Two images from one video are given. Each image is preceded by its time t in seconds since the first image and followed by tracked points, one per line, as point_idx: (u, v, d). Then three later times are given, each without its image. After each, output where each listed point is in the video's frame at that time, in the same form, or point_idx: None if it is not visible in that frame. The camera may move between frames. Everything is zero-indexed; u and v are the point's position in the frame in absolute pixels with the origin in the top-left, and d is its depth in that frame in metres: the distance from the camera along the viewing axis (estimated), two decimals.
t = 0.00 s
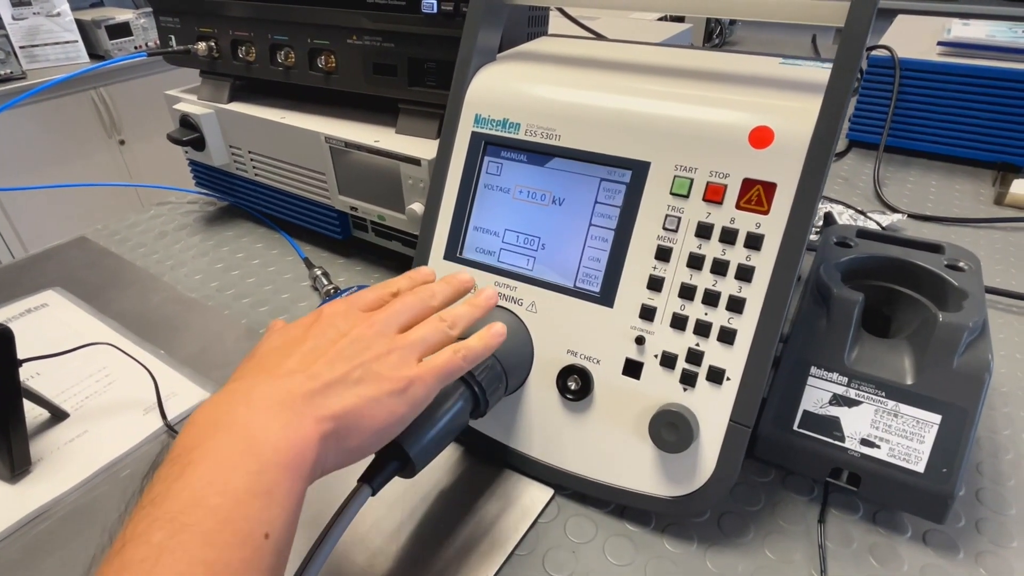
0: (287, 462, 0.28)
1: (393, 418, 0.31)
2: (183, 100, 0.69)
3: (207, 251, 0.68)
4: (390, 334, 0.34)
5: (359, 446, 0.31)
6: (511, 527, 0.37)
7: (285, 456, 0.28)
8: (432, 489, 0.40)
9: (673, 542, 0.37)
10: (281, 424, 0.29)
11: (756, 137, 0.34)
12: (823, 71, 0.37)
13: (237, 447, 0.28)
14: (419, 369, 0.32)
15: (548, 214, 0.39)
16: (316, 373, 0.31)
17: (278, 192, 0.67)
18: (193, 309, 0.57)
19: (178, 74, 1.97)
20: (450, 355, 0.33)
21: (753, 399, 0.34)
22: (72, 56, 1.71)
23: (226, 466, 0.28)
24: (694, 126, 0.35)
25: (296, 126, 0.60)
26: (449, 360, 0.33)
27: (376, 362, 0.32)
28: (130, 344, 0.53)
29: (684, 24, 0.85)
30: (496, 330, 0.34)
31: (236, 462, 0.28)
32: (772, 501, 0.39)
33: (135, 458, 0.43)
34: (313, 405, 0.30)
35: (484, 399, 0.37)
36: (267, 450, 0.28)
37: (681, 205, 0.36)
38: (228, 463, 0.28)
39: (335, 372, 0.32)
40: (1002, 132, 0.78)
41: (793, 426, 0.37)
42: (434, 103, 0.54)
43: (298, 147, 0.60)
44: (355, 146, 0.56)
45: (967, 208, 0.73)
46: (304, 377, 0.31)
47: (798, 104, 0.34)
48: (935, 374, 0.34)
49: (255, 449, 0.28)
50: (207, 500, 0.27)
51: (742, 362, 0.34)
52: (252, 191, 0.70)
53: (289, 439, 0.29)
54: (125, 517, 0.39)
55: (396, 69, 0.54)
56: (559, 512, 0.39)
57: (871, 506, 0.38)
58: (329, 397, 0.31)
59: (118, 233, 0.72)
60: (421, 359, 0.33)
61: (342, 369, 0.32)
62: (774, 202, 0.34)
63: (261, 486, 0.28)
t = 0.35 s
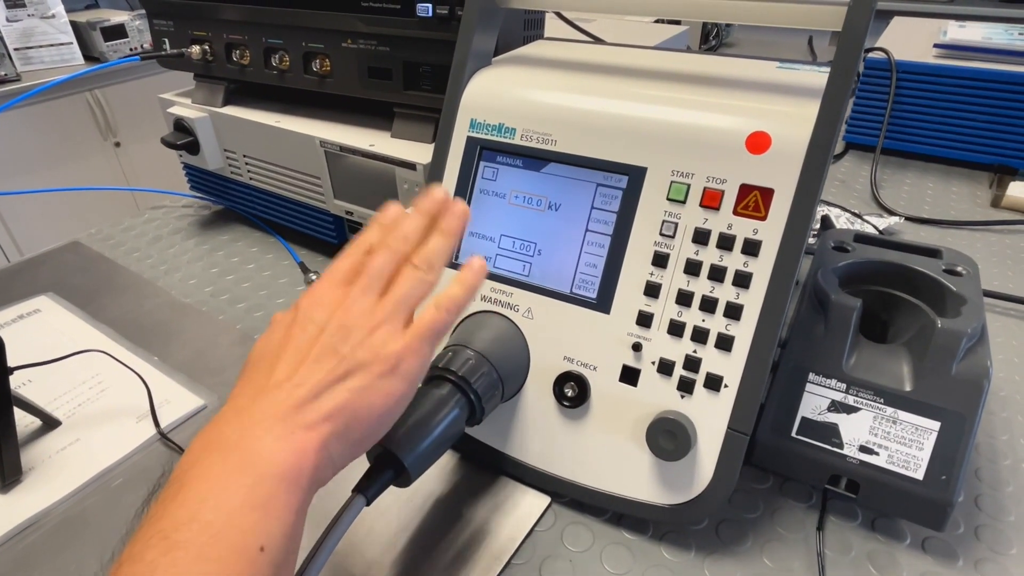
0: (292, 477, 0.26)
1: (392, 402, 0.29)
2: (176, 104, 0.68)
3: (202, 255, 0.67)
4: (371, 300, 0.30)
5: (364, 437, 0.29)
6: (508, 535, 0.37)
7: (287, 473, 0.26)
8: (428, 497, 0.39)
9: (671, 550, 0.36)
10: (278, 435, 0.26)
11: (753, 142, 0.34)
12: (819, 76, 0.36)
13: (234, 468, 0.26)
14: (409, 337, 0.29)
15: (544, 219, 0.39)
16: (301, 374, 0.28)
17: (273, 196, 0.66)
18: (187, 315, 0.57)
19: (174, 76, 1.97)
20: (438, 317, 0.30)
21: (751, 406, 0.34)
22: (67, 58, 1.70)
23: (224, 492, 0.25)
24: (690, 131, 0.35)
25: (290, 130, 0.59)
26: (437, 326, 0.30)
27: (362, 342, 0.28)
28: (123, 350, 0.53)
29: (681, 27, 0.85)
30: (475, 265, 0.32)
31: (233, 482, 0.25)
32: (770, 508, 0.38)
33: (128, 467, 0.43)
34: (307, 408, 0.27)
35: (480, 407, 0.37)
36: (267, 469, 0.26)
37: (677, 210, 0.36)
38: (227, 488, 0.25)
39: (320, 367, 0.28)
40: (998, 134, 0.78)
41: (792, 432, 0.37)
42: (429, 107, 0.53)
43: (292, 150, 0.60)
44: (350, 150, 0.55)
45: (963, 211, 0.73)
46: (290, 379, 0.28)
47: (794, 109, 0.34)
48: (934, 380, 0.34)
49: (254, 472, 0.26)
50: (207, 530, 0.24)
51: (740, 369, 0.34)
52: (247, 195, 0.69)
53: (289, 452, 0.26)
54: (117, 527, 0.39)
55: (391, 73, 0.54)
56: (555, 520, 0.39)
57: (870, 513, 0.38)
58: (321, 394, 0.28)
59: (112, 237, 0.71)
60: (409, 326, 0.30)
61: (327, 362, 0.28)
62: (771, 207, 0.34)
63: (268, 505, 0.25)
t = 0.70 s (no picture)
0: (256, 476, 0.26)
1: (354, 375, 0.28)
2: (173, 104, 0.68)
3: (199, 256, 0.67)
4: (325, 263, 0.28)
5: (326, 424, 0.28)
6: (507, 538, 0.37)
7: (254, 470, 0.26)
8: (427, 499, 0.39)
9: (671, 552, 0.36)
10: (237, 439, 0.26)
11: (754, 142, 0.34)
12: (819, 76, 0.36)
13: (191, 473, 0.26)
14: (367, 303, 0.28)
15: (543, 220, 0.39)
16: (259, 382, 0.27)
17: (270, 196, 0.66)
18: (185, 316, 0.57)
19: (172, 77, 1.96)
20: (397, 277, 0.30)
21: (752, 408, 0.34)
22: (64, 58, 1.69)
23: (188, 493, 0.25)
24: (690, 131, 0.35)
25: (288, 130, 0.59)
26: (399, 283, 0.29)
27: (321, 319, 0.27)
28: (120, 352, 0.52)
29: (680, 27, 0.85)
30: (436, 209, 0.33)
31: (200, 476, 0.25)
32: (771, 510, 0.38)
33: (124, 469, 0.43)
34: (266, 407, 0.27)
35: (479, 409, 0.36)
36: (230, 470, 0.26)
37: (678, 210, 0.35)
38: (191, 490, 0.25)
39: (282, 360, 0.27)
40: (997, 134, 0.78)
41: (793, 434, 0.37)
42: (428, 107, 0.53)
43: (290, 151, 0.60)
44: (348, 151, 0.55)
45: (963, 211, 0.73)
46: (253, 370, 0.26)
47: (795, 108, 0.33)
48: (936, 381, 0.34)
49: (217, 471, 0.25)
50: (173, 532, 0.24)
51: (741, 370, 0.34)
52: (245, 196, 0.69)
53: (251, 451, 0.26)
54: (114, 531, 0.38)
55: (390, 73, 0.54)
56: (555, 522, 0.38)
57: (872, 514, 0.38)
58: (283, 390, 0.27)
59: (109, 238, 0.71)
60: (368, 290, 0.28)
61: (282, 349, 0.26)
62: (772, 207, 0.33)
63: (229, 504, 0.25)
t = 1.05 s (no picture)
0: (144, 521, 0.23)
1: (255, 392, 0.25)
2: (174, 107, 0.68)
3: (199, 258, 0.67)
4: (240, 296, 0.25)
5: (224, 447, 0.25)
6: (507, 539, 0.37)
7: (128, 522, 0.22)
8: (428, 501, 0.39)
9: (670, 553, 0.36)
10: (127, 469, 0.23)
11: (751, 146, 0.34)
12: (816, 80, 0.37)
13: (62, 527, 0.22)
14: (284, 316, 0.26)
15: (542, 222, 0.39)
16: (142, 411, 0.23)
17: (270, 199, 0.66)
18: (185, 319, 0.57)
19: (171, 79, 1.96)
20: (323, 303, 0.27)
21: (751, 409, 0.34)
22: (62, 60, 1.69)
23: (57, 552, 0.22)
24: (689, 135, 0.35)
25: (287, 132, 0.59)
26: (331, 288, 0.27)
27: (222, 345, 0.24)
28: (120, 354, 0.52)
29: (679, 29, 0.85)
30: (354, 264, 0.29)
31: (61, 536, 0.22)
32: (770, 511, 0.38)
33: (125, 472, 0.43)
34: (152, 434, 0.23)
35: (479, 411, 0.36)
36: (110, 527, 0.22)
37: (676, 214, 0.36)
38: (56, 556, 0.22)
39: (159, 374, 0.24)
40: (994, 136, 0.78)
41: (791, 435, 0.37)
42: (427, 110, 0.53)
43: (290, 153, 0.60)
44: (348, 153, 0.55)
45: (961, 212, 0.73)
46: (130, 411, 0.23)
47: (792, 112, 0.34)
48: (933, 383, 0.34)
49: (86, 525, 0.22)
50: None
51: (739, 371, 0.34)
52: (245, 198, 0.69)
53: (123, 499, 0.22)
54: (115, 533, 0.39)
55: (389, 76, 0.54)
56: (555, 524, 0.38)
57: (869, 515, 0.38)
58: (168, 416, 0.24)
59: (108, 240, 0.71)
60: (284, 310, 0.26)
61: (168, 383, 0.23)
62: (769, 210, 0.34)
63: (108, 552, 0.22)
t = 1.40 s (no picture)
0: None
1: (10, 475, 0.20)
2: (173, 111, 0.68)
3: (198, 262, 0.67)
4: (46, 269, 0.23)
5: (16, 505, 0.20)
6: (504, 541, 0.37)
7: None
8: (425, 503, 0.39)
9: (665, 555, 0.37)
10: None
11: (745, 151, 0.34)
12: (809, 86, 0.37)
13: None
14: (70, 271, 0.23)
15: (539, 226, 0.39)
16: None
17: (268, 202, 0.67)
18: (184, 322, 0.57)
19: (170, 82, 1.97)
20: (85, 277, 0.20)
21: (744, 412, 0.34)
22: (62, 64, 1.70)
23: None
24: (683, 140, 0.36)
25: (286, 136, 0.60)
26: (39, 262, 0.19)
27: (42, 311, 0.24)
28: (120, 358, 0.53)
29: (675, 34, 0.86)
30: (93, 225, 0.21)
31: None
32: (764, 513, 0.39)
33: (125, 475, 0.43)
34: None
35: (476, 414, 0.37)
36: None
37: (671, 218, 0.36)
38: None
39: None
40: (989, 139, 0.78)
41: (785, 438, 0.38)
42: (425, 114, 0.54)
43: (289, 157, 0.60)
44: (346, 157, 0.56)
45: (956, 215, 0.73)
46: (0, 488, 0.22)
47: (785, 118, 0.34)
48: (925, 386, 0.34)
49: None
50: None
51: (734, 374, 0.34)
52: (243, 202, 0.69)
53: None
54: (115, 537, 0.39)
55: (387, 81, 0.54)
56: (551, 526, 0.39)
57: (864, 517, 0.38)
58: None
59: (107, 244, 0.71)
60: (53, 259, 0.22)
61: None
62: (763, 215, 0.34)
63: None
